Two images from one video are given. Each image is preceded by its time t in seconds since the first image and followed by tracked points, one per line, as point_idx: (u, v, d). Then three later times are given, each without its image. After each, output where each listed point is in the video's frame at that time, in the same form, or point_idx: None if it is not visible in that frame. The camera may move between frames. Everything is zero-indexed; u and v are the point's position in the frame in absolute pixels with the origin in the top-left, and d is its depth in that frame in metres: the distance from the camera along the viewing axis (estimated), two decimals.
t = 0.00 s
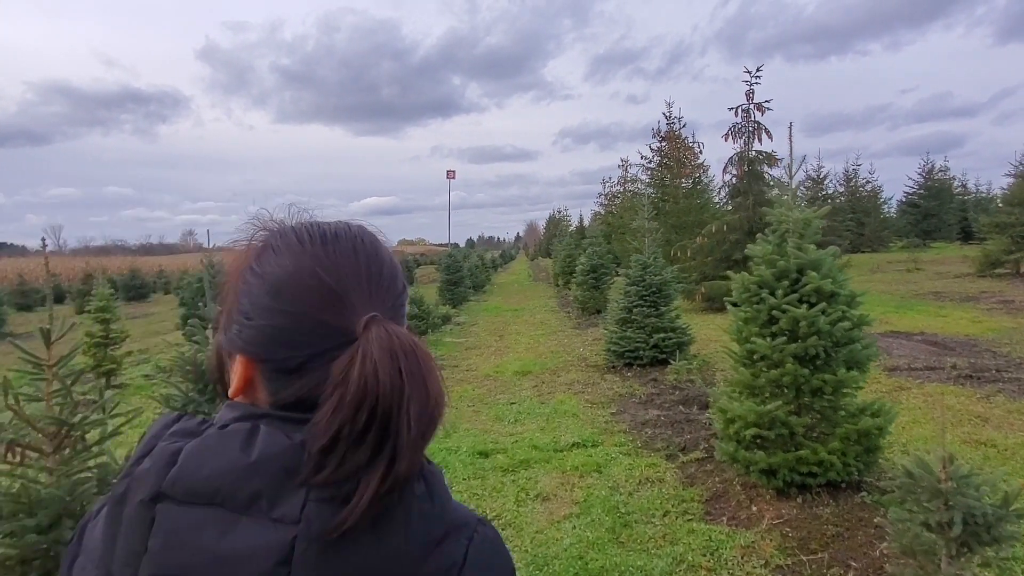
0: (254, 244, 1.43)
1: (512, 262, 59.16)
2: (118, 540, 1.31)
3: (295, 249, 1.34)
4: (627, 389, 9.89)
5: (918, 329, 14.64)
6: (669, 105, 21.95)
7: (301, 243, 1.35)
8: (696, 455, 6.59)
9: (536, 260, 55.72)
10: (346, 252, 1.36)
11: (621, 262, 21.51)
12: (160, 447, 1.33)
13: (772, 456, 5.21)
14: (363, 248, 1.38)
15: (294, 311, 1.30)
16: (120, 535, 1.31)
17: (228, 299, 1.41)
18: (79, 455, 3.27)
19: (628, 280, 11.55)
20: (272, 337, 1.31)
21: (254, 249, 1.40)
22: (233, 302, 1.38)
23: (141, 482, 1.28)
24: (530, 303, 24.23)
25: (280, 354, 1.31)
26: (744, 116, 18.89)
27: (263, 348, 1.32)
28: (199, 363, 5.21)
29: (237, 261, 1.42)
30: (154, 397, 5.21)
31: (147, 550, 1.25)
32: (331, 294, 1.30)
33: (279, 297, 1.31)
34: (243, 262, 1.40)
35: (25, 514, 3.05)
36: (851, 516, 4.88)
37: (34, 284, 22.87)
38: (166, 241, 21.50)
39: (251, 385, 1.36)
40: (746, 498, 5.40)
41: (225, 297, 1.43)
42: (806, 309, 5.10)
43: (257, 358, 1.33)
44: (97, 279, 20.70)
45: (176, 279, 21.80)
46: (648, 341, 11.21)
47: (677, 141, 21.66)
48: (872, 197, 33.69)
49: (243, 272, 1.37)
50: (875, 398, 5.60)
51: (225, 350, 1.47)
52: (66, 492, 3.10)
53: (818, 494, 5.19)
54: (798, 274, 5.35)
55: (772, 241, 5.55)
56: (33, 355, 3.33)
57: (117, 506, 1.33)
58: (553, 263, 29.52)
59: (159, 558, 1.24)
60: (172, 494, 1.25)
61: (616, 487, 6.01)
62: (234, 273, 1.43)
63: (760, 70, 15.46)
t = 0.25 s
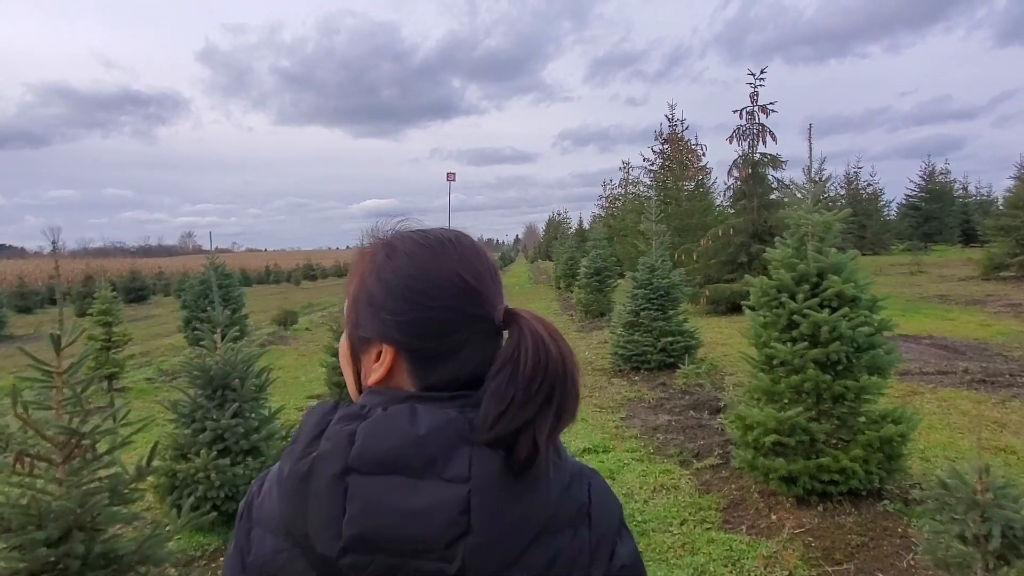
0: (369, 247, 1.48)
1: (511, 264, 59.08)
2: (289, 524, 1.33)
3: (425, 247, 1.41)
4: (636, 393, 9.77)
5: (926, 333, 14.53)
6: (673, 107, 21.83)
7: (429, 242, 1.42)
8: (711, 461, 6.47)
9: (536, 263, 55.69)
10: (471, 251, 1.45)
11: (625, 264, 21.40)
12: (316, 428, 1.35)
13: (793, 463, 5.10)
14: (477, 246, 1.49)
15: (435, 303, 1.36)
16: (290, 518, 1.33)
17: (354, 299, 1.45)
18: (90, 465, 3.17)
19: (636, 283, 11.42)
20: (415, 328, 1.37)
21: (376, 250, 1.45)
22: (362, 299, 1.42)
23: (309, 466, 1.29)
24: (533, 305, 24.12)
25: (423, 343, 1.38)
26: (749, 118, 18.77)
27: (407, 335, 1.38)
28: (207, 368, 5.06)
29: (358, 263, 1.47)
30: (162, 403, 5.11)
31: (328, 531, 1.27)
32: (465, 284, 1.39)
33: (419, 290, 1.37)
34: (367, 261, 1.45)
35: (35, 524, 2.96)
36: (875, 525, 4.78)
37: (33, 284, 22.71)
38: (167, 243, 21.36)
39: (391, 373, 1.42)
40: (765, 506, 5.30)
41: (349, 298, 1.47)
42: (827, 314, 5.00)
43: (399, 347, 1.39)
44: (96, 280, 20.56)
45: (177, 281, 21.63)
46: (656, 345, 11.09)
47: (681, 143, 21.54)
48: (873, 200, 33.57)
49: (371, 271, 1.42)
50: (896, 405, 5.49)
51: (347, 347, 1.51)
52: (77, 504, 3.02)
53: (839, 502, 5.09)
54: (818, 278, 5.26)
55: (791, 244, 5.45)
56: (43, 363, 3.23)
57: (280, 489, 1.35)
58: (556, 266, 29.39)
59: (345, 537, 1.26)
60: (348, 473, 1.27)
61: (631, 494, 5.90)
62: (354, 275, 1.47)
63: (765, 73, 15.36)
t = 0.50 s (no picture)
0: (453, 232, 1.60)
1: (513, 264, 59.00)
2: (403, 476, 1.38)
3: (509, 228, 1.53)
4: (643, 393, 9.69)
5: (933, 333, 14.44)
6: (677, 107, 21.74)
7: (511, 225, 1.54)
8: (721, 462, 6.40)
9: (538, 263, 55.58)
10: (543, 238, 1.59)
11: (629, 265, 21.30)
12: (420, 386, 1.41)
13: (807, 465, 5.03)
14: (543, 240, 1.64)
15: (522, 277, 1.47)
16: (403, 472, 1.38)
17: (440, 276, 1.54)
18: (97, 467, 3.11)
19: (642, 283, 11.34)
20: (500, 299, 1.47)
21: (460, 233, 1.57)
22: (450, 275, 1.52)
23: (423, 416, 1.35)
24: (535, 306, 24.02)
25: (506, 314, 1.48)
26: (753, 118, 18.68)
27: (493, 306, 1.48)
28: (215, 368, 5.01)
29: (443, 246, 1.58)
30: (169, 403, 5.04)
31: (444, 475, 1.32)
32: (547, 262, 1.52)
33: (505, 264, 1.48)
34: (453, 244, 1.56)
35: (43, 528, 2.90)
36: (891, 528, 4.72)
37: (34, 285, 22.63)
38: (170, 243, 21.28)
39: (474, 344, 1.50)
40: (778, 508, 5.23)
41: (433, 277, 1.57)
42: (842, 314, 4.94)
43: (487, 316, 1.48)
44: (98, 281, 20.47)
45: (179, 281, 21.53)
46: (662, 346, 11.00)
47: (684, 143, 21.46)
48: (876, 200, 33.46)
49: (460, 250, 1.53)
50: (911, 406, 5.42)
51: (426, 326, 1.59)
52: (86, 507, 2.96)
53: (854, 504, 5.02)
54: (832, 277, 5.19)
55: (805, 243, 5.39)
56: (51, 363, 3.17)
57: (388, 445, 1.40)
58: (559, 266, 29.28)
59: (461, 478, 1.31)
60: (463, 421, 1.33)
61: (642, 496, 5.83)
62: (439, 257, 1.58)
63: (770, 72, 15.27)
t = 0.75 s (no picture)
0: (519, 243, 1.69)
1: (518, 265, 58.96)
2: (529, 453, 1.35)
3: (575, 240, 1.65)
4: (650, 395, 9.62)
5: (942, 334, 14.32)
6: (683, 107, 21.67)
7: (576, 238, 1.66)
8: (732, 465, 6.33)
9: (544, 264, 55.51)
10: (594, 257, 1.73)
11: (635, 265, 21.21)
12: (529, 368, 1.41)
13: (820, 469, 4.96)
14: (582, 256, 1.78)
15: (589, 280, 1.59)
16: (528, 446, 1.35)
17: (515, 280, 1.61)
18: (101, 470, 3.07)
19: (649, 284, 11.26)
20: (572, 300, 1.56)
21: (529, 242, 1.66)
22: (526, 278, 1.59)
23: (549, 391, 1.35)
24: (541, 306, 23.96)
25: (578, 314, 1.57)
26: (761, 117, 18.58)
27: (570, 307, 1.56)
28: (222, 369, 4.98)
29: (511, 254, 1.66)
30: (176, 405, 5.01)
31: (575, 442, 1.32)
32: (606, 274, 1.65)
33: (579, 270, 1.58)
34: (522, 252, 1.65)
35: (47, 533, 2.86)
36: (905, 532, 4.65)
37: (41, 285, 22.66)
38: (176, 244, 21.34)
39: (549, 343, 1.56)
40: (791, 512, 5.17)
41: (505, 282, 1.63)
42: (856, 315, 4.87)
43: (563, 315, 1.56)
44: (105, 281, 20.48)
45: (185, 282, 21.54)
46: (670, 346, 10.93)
47: (690, 143, 21.37)
48: (883, 200, 33.28)
49: (533, 255, 1.61)
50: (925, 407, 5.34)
51: (494, 330, 1.63)
52: (91, 511, 2.93)
53: (868, 508, 4.95)
54: (846, 278, 5.13)
55: (817, 244, 5.34)
56: (57, 365, 3.13)
57: (508, 424, 1.37)
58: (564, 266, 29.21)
59: (591, 444, 1.33)
60: (585, 394, 1.36)
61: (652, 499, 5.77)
62: (505, 266, 1.66)
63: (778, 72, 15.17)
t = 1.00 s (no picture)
0: (547, 230, 1.82)
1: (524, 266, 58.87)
2: (593, 403, 1.49)
3: (599, 228, 1.80)
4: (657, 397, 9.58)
5: (950, 336, 14.23)
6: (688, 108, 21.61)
7: (599, 226, 1.81)
8: (739, 468, 6.29)
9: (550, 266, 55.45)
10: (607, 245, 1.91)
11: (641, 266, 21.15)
12: (584, 334, 1.56)
13: (829, 472, 4.92)
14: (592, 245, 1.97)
15: (617, 264, 1.76)
16: (593, 398, 1.49)
17: (549, 259, 1.73)
18: (106, 474, 3.05)
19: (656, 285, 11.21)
20: (604, 280, 1.72)
21: (558, 229, 1.80)
22: (560, 259, 1.72)
23: (609, 350, 1.51)
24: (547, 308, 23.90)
25: (607, 294, 1.74)
26: (767, 118, 18.51)
27: (601, 285, 1.71)
28: (227, 371, 4.97)
29: (543, 239, 1.79)
30: (182, 407, 5.00)
31: (633, 394, 1.50)
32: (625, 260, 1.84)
33: (609, 254, 1.75)
34: (553, 236, 1.78)
35: (51, 537, 2.85)
36: (916, 536, 4.60)
37: (48, 286, 22.70)
38: (182, 245, 21.36)
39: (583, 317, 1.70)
40: (799, 516, 5.12)
41: (540, 263, 1.75)
42: (865, 317, 4.83)
43: (595, 292, 1.71)
44: (111, 283, 20.49)
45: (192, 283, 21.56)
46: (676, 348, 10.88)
47: (696, 144, 21.31)
48: (890, 201, 33.10)
49: (565, 238, 1.75)
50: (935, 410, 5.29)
51: (531, 308, 1.74)
52: (95, 515, 2.91)
53: (877, 512, 4.91)
54: (855, 279, 5.09)
55: (825, 245, 5.30)
56: (61, 367, 3.11)
57: (576, 378, 1.50)
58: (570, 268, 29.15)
59: (646, 395, 1.51)
60: (635, 355, 1.55)
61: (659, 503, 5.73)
62: (537, 248, 1.78)
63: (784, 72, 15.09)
